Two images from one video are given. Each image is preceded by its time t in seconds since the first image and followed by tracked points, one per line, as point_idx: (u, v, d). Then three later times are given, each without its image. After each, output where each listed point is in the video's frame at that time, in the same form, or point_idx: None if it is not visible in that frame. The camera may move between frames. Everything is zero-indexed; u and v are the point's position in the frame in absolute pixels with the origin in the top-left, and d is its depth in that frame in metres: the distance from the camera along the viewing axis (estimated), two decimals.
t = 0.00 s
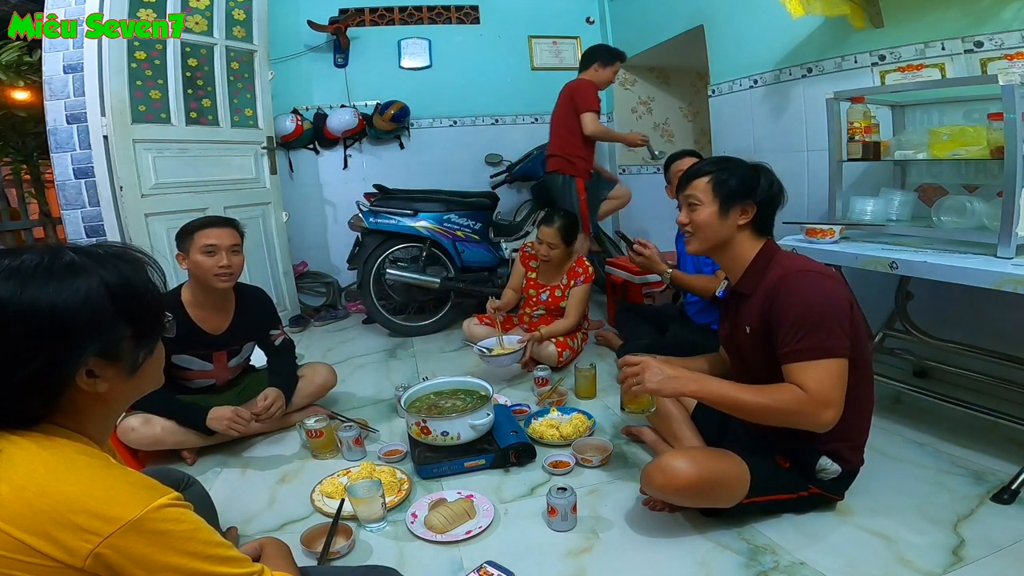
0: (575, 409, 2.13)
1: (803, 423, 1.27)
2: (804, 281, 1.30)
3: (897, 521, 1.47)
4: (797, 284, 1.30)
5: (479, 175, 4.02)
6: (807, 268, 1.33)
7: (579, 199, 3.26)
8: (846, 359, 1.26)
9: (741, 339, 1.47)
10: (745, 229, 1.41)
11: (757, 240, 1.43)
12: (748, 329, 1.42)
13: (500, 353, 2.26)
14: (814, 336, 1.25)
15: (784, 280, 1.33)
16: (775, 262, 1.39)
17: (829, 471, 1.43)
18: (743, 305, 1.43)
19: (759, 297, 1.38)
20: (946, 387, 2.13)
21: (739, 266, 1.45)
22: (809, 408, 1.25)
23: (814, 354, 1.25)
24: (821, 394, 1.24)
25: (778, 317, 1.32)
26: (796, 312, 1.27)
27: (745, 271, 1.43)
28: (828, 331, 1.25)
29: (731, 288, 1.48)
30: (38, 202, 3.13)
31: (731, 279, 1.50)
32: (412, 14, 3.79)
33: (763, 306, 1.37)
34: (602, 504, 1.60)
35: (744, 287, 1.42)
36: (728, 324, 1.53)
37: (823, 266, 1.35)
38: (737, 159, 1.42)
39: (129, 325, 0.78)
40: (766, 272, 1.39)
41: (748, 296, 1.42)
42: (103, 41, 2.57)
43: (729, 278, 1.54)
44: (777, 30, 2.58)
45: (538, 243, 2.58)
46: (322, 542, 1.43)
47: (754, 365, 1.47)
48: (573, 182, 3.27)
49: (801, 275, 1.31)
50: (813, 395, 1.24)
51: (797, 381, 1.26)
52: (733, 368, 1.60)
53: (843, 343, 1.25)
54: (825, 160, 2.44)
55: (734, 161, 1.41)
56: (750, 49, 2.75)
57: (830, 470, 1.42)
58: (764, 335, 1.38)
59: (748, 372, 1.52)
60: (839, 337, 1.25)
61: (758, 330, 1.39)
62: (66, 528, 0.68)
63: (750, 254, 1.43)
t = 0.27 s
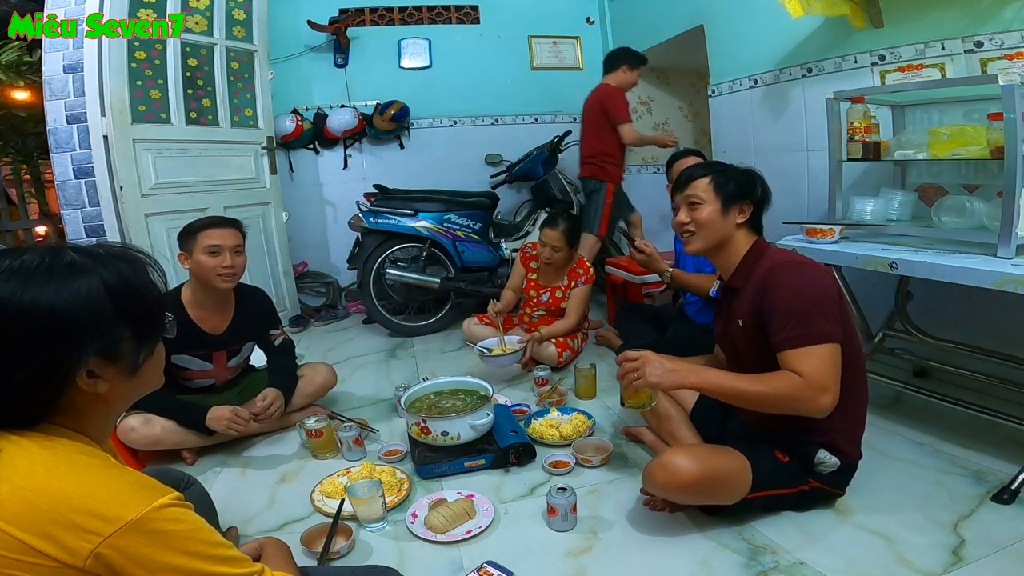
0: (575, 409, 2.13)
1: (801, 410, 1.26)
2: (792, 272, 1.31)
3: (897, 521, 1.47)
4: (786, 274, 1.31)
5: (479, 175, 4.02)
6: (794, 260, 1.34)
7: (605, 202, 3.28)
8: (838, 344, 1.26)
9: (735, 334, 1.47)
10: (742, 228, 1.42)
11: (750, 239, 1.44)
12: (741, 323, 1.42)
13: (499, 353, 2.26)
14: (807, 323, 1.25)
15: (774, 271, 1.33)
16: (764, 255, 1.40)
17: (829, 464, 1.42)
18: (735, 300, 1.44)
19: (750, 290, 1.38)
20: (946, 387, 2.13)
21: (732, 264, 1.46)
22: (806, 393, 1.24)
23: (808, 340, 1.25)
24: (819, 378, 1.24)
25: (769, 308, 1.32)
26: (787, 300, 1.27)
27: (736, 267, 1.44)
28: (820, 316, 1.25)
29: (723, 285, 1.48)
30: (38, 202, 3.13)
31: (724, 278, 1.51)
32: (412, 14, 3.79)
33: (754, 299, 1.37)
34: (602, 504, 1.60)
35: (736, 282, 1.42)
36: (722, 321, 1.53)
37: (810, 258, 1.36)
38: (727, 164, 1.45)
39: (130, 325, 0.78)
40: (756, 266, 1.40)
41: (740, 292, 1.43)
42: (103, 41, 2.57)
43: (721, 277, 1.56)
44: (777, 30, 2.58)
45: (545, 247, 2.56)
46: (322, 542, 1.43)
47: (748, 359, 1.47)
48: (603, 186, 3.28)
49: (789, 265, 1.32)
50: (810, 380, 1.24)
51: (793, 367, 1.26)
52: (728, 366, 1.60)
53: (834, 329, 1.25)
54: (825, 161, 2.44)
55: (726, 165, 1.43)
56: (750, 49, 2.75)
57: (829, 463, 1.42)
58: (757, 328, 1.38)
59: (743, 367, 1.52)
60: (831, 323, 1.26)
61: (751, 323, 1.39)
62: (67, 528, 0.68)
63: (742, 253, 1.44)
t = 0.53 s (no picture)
0: (575, 409, 2.13)
1: (801, 412, 1.27)
2: (797, 272, 1.31)
3: (897, 521, 1.47)
4: (791, 275, 1.31)
5: (479, 175, 4.01)
6: (800, 261, 1.34)
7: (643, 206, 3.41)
8: (842, 346, 1.26)
9: (737, 335, 1.47)
10: (751, 228, 1.44)
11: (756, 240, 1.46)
12: (744, 324, 1.42)
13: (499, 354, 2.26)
14: (811, 324, 1.25)
15: (779, 271, 1.33)
16: (769, 256, 1.40)
17: (829, 464, 1.43)
18: (739, 300, 1.44)
19: (754, 291, 1.38)
20: (946, 387, 2.13)
21: (737, 265, 1.46)
22: (807, 395, 1.24)
23: (811, 342, 1.25)
24: (820, 380, 1.24)
25: (773, 308, 1.32)
26: (792, 301, 1.28)
27: (740, 267, 1.44)
28: (824, 317, 1.25)
29: (726, 286, 1.48)
30: (38, 202, 3.14)
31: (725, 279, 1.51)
32: (412, 14, 3.79)
33: (758, 299, 1.37)
34: (602, 504, 1.60)
35: (740, 283, 1.42)
36: (724, 322, 1.53)
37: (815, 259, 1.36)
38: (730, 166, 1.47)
39: (134, 324, 0.78)
40: (760, 266, 1.40)
41: (743, 291, 1.42)
42: (103, 41, 2.57)
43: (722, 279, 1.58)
44: (777, 30, 2.58)
45: (545, 249, 2.56)
46: (322, 542, 1.44)
47: (750, 360, 1.47)
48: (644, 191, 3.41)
49: (795, 265, 1.32)
50: (812, 382, 1.24)
51: (795, 369, 1.26)
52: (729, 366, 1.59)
53: (838, 331, 1.25)
54: (824, 161, 2.44)
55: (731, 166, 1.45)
56: (750, 49, 2.75)
57: (829, 463, 1.42)
58: (760, 328, 1.38)
59: (745, 368, 1.52)
60: (835, 325, 1.25)
61: (754, 324, 1.39)
62: (68, 528, 0.68)
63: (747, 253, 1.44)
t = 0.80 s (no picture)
0: (575, 409, 2.13)
1: (797, 421, 1.27)
2: (806, 279, 1.30)
3: (897, 521, 1.47)
4: (800, 282, 1.30)
5: (479, 175, 4.01)
6: (811, 267, 1.33)
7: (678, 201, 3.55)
8: (846, 357, 1.25)
9: (744, 339, 1.47)
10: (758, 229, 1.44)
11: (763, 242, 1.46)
12: (751, 329, 1.42)
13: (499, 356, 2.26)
14: (815, 333, 1.25)
15: (788, 277, 1.33)
16: (778, 260, 1.39)
17: (830, 469, 1.42)
18: (746, 304, 1.44)
19: (762, 296, 1.38)
20: (946, 387, 2.13)
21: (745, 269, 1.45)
22: (803, 404, 1.24)
23: (813, 350, 1.25)
24: (817, 393, 1.24)
25: (780, 314, 1.32)
26: (800, 307, 1.28)
27: (748, 271, 1.43)
28: (828, 327, 1.25)
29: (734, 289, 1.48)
30: (38, 202, 3.14)
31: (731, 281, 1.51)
32: (412, 14, 3.79)
33: (766, 305, 1.37)
34: (602, 504, 1.59)
35: (748, 287, 1.42)
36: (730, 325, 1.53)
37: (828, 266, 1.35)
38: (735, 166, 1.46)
39: (137, 323, 0.78)
40: (770, 270, 1.39)
41: (751, 296, 1.42)
42: (103, 41, 2.57)
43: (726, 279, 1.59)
44: (777, 29, 2.58)
45: (545, 250, 2.56)
46: (322, 542, 1.43)
47: (755, 364, 1.47)
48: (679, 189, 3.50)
49: (806, 271, 1.32)
50: (809, 392, 1.24)
51: (795, 377, 1.26)
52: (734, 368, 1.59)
53: (842, 341, 1.25)
54: (825, 161, 2.44)
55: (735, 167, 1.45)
56: (750, 49, 2.75)
57: (831, 469, 1.42)
58: (767, 334, 1.39)
59: (750, 372, 1.52)
60: (840, 335, 1.25)
61: (761, 330, 1.39)
62: (67, 527, 0.68)
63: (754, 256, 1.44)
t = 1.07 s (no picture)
0: (575, 409, 2.13)
1: (790, 421, 1.27)
2: (801, 278, 1.30)
3: (897, 521, 1.47)
4: (795, 281, 1.30)
5: (479, 175, 4.01)
6: (807, 266, 1.33)
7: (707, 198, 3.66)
8: (841, 357, 1.25)
9: (742, 339, 1.47)
10: (754, 230, 1.45)
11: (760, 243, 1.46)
12: (748, 329, 1.42)
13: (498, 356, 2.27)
14: (809, 332, 1.25)
15: (784, 277, 1.33)
16: (775, 260, 1.39)
17: (830, 470, 1.42)
18: (743, 304, 1.44)
19: (758, 296, 1.38)
20: (946, 387, 2.13)
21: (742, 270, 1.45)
22: (795, 405, 1.24)
23: (807, 350, 1.25)
24: (811, 394, 1.23)
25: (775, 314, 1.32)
26: (795, 307, 1.27)
27: (745, 271, 1.44)
28: (822, 327, 1.25)
29: (731, 289, 1.48)
30: (38, 202, 3.14)
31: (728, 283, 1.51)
32: (412, 14, 3.79)
33: (762, 304, 1.37)
34: (602, 504, 1.59)
35: (744, 288, 1.42)
36: (728, 325, 1.53)
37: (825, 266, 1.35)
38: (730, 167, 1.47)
39: (136, 323, 0.78)
40: (767, 270, 1.39)
41: (748, 296, 1.42)
42: (103, 41, 2.57)
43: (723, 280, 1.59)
44: (777, 29, 2.58)
45: (545, 251, 2.56)
46: (322, 542, 1.44)
47: (753, 365, 1.47)
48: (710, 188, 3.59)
49: (801, 271, 1.32)
50: (801, 392, 1.24)
51: (788, 377, 1.26)
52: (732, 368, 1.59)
53: (837, 341, 1.25)
54: (825, 161, 2.44)
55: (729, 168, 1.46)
56: (750, 49, 2.75)
57: (831, 469, 1.42)
58: (764, 334, 1.38)
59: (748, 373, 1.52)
60: (834, 335, 1.25)
61: (758, 330, 1.39)
62: (66, 528, 0.68)
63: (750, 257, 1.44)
